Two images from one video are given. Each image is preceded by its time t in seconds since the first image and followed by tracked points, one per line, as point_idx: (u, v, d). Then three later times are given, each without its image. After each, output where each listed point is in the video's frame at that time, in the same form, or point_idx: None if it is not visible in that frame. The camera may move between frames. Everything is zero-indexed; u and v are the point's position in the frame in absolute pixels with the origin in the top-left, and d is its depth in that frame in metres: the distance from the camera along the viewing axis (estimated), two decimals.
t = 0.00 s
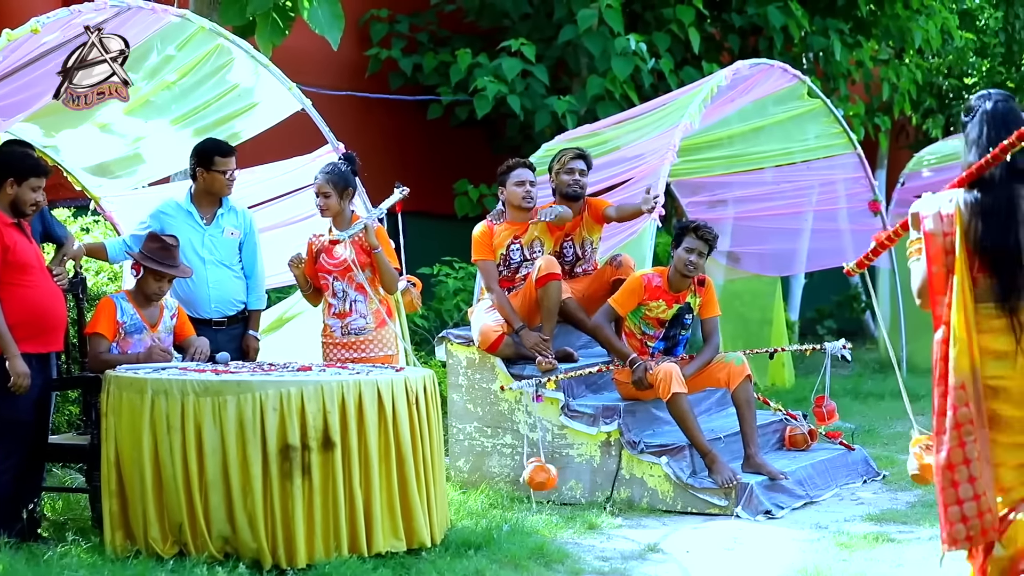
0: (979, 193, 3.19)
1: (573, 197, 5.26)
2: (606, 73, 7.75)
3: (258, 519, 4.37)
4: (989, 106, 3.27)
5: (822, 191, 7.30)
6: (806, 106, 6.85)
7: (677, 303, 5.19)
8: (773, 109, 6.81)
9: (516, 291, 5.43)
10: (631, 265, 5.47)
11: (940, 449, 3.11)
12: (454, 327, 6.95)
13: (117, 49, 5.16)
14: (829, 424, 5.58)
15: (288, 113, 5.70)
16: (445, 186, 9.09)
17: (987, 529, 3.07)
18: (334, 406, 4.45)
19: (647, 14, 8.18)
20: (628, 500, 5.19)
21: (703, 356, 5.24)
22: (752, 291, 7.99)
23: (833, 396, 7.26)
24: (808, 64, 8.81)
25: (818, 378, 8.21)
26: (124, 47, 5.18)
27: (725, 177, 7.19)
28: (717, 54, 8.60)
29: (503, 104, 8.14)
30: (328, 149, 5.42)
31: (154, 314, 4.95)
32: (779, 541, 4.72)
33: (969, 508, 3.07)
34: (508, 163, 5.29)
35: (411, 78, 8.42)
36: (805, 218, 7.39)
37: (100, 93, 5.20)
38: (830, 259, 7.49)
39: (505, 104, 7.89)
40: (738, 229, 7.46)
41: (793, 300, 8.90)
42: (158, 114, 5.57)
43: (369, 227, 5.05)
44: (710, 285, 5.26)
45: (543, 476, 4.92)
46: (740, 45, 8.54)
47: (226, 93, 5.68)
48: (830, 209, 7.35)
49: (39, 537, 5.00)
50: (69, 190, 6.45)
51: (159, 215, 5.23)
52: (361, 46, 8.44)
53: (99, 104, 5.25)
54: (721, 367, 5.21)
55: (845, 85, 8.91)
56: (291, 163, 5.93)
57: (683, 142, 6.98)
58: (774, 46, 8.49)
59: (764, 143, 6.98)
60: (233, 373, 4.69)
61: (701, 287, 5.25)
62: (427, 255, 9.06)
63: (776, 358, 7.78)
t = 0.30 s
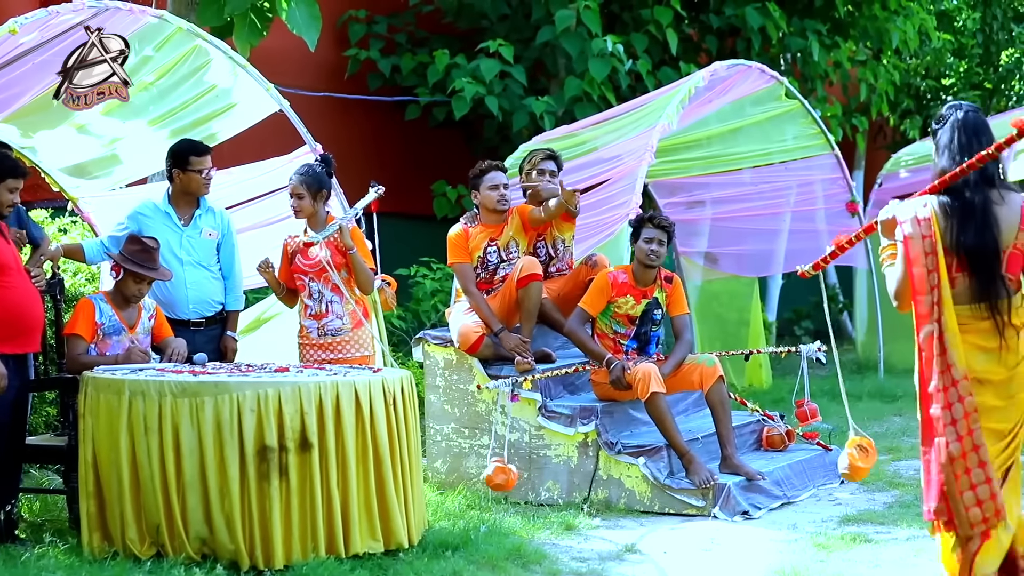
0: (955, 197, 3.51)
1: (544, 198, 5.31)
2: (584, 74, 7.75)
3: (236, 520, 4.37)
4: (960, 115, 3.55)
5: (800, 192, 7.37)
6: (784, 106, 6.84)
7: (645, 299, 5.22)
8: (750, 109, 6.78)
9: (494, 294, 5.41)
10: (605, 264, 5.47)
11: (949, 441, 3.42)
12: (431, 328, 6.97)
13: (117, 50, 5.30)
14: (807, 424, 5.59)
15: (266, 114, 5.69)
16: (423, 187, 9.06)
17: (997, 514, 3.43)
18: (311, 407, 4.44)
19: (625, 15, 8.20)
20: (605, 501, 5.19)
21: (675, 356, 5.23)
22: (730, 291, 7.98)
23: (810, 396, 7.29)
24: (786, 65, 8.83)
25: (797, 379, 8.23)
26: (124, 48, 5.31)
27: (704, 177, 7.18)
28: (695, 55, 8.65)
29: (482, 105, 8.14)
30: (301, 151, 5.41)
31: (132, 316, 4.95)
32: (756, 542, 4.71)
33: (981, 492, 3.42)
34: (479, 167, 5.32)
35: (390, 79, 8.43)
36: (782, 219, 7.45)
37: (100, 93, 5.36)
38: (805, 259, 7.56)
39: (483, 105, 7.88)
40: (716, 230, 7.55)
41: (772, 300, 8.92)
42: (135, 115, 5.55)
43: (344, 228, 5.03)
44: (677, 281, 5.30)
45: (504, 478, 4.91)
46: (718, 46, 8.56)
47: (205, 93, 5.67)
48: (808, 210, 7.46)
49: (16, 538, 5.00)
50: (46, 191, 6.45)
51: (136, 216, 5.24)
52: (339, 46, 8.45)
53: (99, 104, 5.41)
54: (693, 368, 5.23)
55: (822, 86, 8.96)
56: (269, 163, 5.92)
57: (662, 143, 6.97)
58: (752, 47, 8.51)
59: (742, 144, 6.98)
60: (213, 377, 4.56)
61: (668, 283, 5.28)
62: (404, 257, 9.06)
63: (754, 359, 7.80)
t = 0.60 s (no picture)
0: (916, 191, 3.73)
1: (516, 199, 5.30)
2: (559, 76, 7.76)
3: (210, 522, 4.37)
4: (914, 115, 3.79)
5: (774, 193, 7.41)
6: (759, 107, 6.89)
7: (615, 298, 5.22)
8: (724, 110, 6.83)
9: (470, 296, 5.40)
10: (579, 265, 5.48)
11: (915, 422, 3.63)
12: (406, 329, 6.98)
13: (117, 49, 5.35)
14: (784, 430, 5.55)
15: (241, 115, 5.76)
16: (399, 188, 9.09)
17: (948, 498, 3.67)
18: (287, 409, 4.44)
19: (599, 16, 8.22)
20: (581, 502, 5.19)
21: (652, 353, 5.26)
22: (705, 293, 7.79)
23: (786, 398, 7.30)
24: (760, 66, 8.85)
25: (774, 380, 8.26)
26: (124, 48, 5.37)
27: (678, 178, 7.18)
28: (670, 56, 8.64)
29: (456, 106, 8.15)
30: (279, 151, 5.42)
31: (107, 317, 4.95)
32: (731, 543, 4.71)
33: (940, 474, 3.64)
34: (458, 169, 5.26)
35: (365, 80, 8.45)
36: (756, 220, 7.45)
37: (99, 93, 5.42)
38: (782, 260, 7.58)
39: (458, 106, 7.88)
40: (690, 231, 7.49)
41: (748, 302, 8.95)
42: (110, 116, 5.56)
43: (317, 229, 5.10)
44: (647, 280, 5.31)
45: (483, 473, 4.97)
46: (693, 47, 8.57)
47: (180, 94, 5.73)
48: (783, 211, 7.47)
49: None
50: (21, 193, 6.45)
51: (112, 218, 5.23)
52: (314, 47, 8.46)
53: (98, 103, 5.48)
54: (671, 368, 5.22)
55: (796, 87, 9.00)
56: (243, 165, 5.92)
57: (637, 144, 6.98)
58: (726, 48, 8.53)
59: (717, 145, 7.00)
60: (186, 376, 4.51)
61: (638, 281, 5.29)
62: (379, 257, 8.99)
63: (730, 360, 7.82)
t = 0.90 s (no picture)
0: (874, 206, 3.77)
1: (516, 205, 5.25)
2: (552, 76, 7.74)
3: (204, 525, 4.35)
4: (871, 130, 3.82)
5: (769, 194, 7.40)
6: (753, 108, 6.88)
7: (610, 300, 5.21)
8: (718, 111, 6.82)
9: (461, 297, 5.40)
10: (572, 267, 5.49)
11: (890, 427, 3.67)
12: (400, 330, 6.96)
13: (117, 49, 5.30)
14: (778, 431, 5.51)
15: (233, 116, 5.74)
16: (389, 187, 9.06)
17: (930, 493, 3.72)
18: (280, 411, 4.42)
19: (592, 15, 8.23)
20: (576, 504, 5.19)
21: (647, 354, 5.26)
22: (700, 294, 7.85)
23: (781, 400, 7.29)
24: (754, 66, 8.83)
25: (770, 382, 8.24)
26: (124, 48, 5.31)
27: (672, 178, 7.17)
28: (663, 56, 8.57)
29: (449, 106, 8.12)
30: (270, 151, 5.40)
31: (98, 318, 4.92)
32: (726, 546, 4.69)
33: (919, 473, 3.69)
34: (449, 172, 5.26)
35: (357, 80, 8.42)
36: (751, 220, 7.44)
37: (100, 93, 5.40)
38: (777, 261, 7.57)
39: (451, 107, 7.86)
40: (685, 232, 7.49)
41: (743, 302, 8.93)
42: (100, 115, 5.49)
43: (307, 230, 5.05)
44: (641, 279, 5.31)
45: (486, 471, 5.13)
46: (686, 47, 8.55)
47: (170, 94, 5.62)
48: (777, 212, 7.45)
49: None
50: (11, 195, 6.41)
51: (103, 218, 5.22)
52: (306, 47, 8.42)
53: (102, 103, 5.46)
54: (669, 369, 5.22)
55: (790, 87, 9.00)
56: (234, 165, 5.88)
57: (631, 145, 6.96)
58: (719, 48, 8.52)
59: (711, 146, 7.00)
60: (178, 376, 4.63)
61: (632, 281, 5.29)
62: (369, 258, 8.97)
63: (725, 362, 7.80)
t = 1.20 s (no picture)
0: (870, 200, 4.06)
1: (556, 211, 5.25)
2: (586, 77, 7.74)
3: (237, 525, 4.32)
4: (866, 130, 4.13)
5: (804, 194, 7.35)
6: (786, 109, 6.88)
7: (648, 302, 5.21)
8: (752, 112, 6.83)
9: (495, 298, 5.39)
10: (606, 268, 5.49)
11: (879, 418, 3.96)
12: (434, 331, 6.98)
13: (117, 49, 5.24)
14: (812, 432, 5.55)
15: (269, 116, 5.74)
16: (423, 188, 9.06)
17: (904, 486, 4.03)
18: (313, 411, 4.40)
19: (627, 17, 8.24)
20: (609, 505, 5.19)
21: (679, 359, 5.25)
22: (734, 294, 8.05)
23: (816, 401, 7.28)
24: (789, 67, 8.83)
25: (802, 383, 8.23)
26: (124, 48, 5.24)
27: (707, 180, 7.17)
28: (698, 57, 8.61)
29: (486, 108, 8.17)
30: (304, 152, 5.39)
31: (132, 319, 4.91)
32: (762, 547, 4.67)
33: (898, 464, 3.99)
34: (483, 174, 5.21)
35: (392, 81, 8.41)
36: (785, 221, 7.42)
37: (99, 93, 5.29)
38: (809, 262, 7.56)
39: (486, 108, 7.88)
40: (720, 232, 7.48)
41: (776, 304, 8.93)
42: (134, 115, 5.51)
43: (341, 231, 5.03)
44: (678, 282, 5.30)
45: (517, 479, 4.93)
46: (720, 47, 8.55)
47: (204, 94, 5.64)
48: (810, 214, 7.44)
49: (16, 542, 4.92)
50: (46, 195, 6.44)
51: (137, 219, 5.22)
52: (341, 47, 8.43)
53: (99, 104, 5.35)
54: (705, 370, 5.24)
55: (824, 88, 9.00)
56: (268, 166, 5.90)
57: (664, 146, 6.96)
58: (754, 49, 8.51)
59: (745, 147, 7.00)
60: (212, 377, 4.67)
61: (669, 283, 5.28)
62: (405, 259, 8.98)
63: (758, 362, 7.82)
